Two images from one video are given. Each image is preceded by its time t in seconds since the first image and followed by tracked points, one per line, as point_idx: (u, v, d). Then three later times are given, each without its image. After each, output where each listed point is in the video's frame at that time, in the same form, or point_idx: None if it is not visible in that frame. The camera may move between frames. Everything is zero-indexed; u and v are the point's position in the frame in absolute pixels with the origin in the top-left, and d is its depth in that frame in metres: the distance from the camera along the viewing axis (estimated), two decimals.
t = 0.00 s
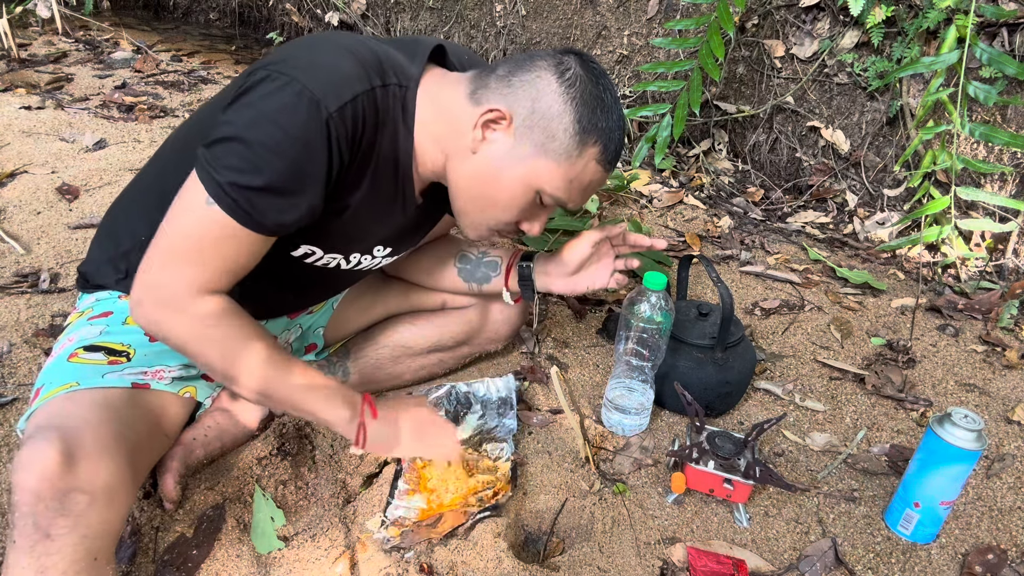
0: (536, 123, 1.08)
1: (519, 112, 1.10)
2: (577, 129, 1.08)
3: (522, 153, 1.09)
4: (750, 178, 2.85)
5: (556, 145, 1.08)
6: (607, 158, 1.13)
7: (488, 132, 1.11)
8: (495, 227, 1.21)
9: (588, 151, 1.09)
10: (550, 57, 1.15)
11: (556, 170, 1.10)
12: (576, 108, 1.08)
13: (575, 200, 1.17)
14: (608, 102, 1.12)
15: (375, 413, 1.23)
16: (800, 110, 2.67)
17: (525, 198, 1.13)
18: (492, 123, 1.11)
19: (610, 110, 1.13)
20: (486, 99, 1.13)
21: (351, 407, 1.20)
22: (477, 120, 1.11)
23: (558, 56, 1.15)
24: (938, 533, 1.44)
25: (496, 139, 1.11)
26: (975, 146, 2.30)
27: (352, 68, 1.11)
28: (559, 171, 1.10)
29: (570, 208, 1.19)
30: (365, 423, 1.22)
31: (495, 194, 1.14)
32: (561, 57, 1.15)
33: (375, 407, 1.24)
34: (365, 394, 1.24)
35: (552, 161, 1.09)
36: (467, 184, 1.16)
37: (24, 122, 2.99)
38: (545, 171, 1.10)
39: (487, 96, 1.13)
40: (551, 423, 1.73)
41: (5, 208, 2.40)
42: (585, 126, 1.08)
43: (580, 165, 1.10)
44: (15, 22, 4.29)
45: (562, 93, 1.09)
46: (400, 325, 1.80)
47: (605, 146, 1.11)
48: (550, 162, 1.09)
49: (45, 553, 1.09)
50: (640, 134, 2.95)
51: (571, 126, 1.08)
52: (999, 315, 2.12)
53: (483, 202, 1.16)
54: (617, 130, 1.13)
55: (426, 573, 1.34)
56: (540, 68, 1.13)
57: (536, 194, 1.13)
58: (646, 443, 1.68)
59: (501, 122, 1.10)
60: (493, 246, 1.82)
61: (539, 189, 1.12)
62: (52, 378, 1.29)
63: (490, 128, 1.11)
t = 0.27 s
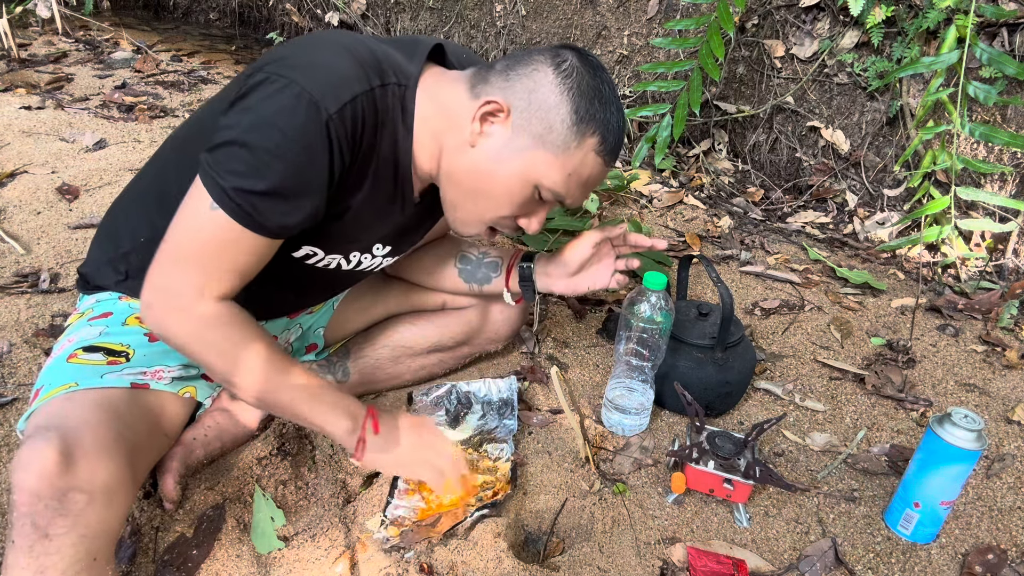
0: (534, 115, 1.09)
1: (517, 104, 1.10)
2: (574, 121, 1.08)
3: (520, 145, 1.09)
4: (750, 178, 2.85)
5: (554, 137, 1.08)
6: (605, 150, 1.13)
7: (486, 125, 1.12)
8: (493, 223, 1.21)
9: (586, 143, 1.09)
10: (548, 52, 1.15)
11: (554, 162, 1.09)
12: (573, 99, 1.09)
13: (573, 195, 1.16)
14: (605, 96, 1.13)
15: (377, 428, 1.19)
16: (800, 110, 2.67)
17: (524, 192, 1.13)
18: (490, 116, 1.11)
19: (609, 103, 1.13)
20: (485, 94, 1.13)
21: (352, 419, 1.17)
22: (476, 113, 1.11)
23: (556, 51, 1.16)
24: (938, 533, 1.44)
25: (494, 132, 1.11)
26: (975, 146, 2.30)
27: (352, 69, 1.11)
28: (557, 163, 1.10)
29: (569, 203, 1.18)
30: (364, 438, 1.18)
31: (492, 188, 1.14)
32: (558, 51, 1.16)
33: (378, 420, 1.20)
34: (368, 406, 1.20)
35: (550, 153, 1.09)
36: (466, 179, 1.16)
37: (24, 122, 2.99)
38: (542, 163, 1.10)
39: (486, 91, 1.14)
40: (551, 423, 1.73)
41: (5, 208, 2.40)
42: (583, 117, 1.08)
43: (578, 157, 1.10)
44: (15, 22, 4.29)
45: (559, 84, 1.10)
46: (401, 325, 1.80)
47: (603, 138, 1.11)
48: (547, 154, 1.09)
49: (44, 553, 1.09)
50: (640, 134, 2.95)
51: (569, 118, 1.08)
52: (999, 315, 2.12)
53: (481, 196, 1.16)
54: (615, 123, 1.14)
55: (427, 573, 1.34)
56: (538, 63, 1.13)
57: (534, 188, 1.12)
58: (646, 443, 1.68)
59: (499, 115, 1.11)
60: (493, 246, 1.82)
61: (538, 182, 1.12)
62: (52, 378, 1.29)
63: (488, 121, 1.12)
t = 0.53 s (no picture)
0: (530, 108, 1.09)
1: (512, 97, 1.10)
2: (570, 112, 1.08)
3: (515, 138, 1.09)
4: (750, 178, 2.85)
5: (549, 129, 1.08)
6: (603, 143, 1.12)
7: (482, 119, 1.11)
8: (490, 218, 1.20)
9: (582, 134, 1.09)
10: (544, 47, 1.16)
11: (550, 154, 1.09)
12: (570, 92, 1.09)
13: (570, 188, 1.15)
14: (603, 89, 1.13)
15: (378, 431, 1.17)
16: (800, 110, 2.67)
17: (521, 186, 1.12)
18: (485, 110, 1.11)
19: (606, 96, 1.13)
20: (481, 89, 1.14)
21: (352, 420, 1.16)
22: (471, 107, 1.11)
23: (552, 46, 1.16)
24: (938, 533, 1.44)
25: (489, 125, 1.11)
26: (975, 146, 2.30)
27: (347, 67, 1.11)
28: (552, 155, 1.09)
29: (567, 197, 1.18)
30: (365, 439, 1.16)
31: (488, 182, 1.13)
32: (555, 45, 1.16)
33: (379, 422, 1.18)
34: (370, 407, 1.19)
35: (546, 146, 1.08)
36: (461, 174, 1.15)
37: (24, 122, 2.99)
38: (538, 155, 1.09)
39: (483, 87, 1.14)
40: (551, 423, 1.73)
41: (5, 208, 2.40)
42: (578, 109, 1.08)
43: (575, 149, 1.09)
44: (15, 22, 4.29)
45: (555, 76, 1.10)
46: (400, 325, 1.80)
47: (600, 130, 1.11)
48: (544, 147, 1.09)
49: (44, 553, 1.09)
50: (640, 134, 2.95)
51: (565, 109, 1.08)
52: (999, 315, 2.12)
53: (477, 191, 1.16)
54: (612, 115, 1.13)
55: (427, 573, 1.34)
56: (534, 57, 1.14)
57: (531, 181, 1.12)
58: (646, 443, 1.68)
59: (494, 108, 1.11)
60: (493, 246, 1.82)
61: (534, 175, 1.11)
62: (52, 379, 1.29)
63: (483, 115, 1.12)
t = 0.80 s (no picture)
0: (532, 95, 1.09)
1: (515, 85, 1.11)
2: (572, 99, 1.08)
3: (518, 126, 1.09)
4: (750, 178, 2.85)
5: (552, 116, 1.08)
6: (605, 130, 1.12)
7: (485, 108, 1.12)
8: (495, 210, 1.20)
9: (584, 122, 1.09)
10: (545, 36, 1.16)
11: (553, 142, 1.09)
12: (571, 78, 1.09)
13: (572, 176, 1.15)
14: (604, 76, 1.13)
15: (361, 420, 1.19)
16: (800, 110, 2.67)
17: (524, 175, 1.12)
18: (488, 99, 1.11)
19: (607, 84, 1.13)
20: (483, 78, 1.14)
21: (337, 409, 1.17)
22: (474, 96, 1.12)
23: (553, 35, 1.16)
24: (938, 533, 1.44)
25: (492, 113, 1.11)
26: (975, 146, 2.30)
27: (346, 62, 1.11)
28: (554, 142, 1.09)
29: (569, 186, 1.17)
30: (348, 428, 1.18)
31: (491, 171, 1.13)
32: (555, 34, 1.16)
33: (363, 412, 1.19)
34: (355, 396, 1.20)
35: (549, 133, 1.08)
36: (465, 163, 1.16)
37: (24, 122, 2.99)
38: (541, 143, 1.09)
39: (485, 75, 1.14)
40: (551, 423, 1.73)
41: (5, 208, 2.40)
42: (580, 96, 1.08)
43: (577, 136, 1.09)
44: (15, 22, 4.29)
45: (557, 64, 1.10)
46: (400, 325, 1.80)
47: (602, 117, 1.11)
48: (546, 134, 1.08)
49: (43, 553, 1.09)
50: (640, 134, 2.95)
51: (566, 96, 1.08)
52: (999, 316, 2.12)
53: (480, 180, 1.16)
54: (614, 103, 1.13)
55: (426, 573, 1.34)
56: (536, 46, 1.14)
57: (533, 170, 1.12)
58: (646, 443, 1.68)
59: (497, 96, 1.11)
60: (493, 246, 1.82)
61: (537, 163, 1.11)
62: (52, 379, 1.29)
63: (487, 103, 1.12)
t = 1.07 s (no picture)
0: (535, 87, 1.09)
1: (517, 79, 1.10)
2: (575, 92, 1.08)
3: (522, 119, 1.09)
4: (750, 178, 2.85)
5: (555, 109, 1.08)
6: (607, 123, 1.12)
7: (487, 101, 1.11)
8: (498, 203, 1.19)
9: (587, 114, 1.09)
10: (546, 29, 1.16)
11: (556, 134, 1.09)
12: (574, 71, 1.09)
13: (575, 168, 1.15)
14: (606, 70, 1.13)
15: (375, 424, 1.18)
16: (800, 110, 2.67)
17: (527, 167, 1.12)
18: (491, 92, 1.11)
19: (609, 78, 1.13)
20: (485, 71, 1.13)
21: (353, 411, 1.16)
22: (477, 90, 1.11)
23: (554, 29, 1.16)
24: (938, 533, 1.44)
25: (495, 107, 1.11)
26: (975, 146, 2.30)
27: (348, 61, 1.11)
28: (558, 135, 1.08)
29: (572, 178, 1.17)
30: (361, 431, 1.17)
31: (495, 165, 1.13)
32: (556, 28, 1.17)
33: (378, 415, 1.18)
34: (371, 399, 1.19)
35: (552, 126, 1.08)
36: (469, 156, 1.15)
37: (24, 122, 2.99)
38: (544, 136, 1.09)
39: (486, 69, 1.14)
40: (551, 423, 1.73)
41: (5, 208, 2.40)
42: (583, 88, 1.08)
43: (580, 129, 1.09)
44: (15, 22, 4.29)
45: (559, 57, 1.10)
46: (401, 325, 1.80)
47: (604, 110, 1.11)
48: (550, 127, 1.08)
49: (41, 553, 1.09)
50: (640, 134, 2.95)
51: (569, 89, 1.08)
52: (999, 315, 2.12)
53: (484, 174, 1.15)
54: (615, 95, 1.14)
55: (426, 573, 1.34)
56: (538, 39, 1.14)
57: (537, 162, 1.11)
58: (646, 443, 1.68)
59: (500, 91, 1.11)
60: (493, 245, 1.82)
61: (540, 156, 1.11)
62: (50, 379, 1.29)
63: (489, 97, 1.11)
